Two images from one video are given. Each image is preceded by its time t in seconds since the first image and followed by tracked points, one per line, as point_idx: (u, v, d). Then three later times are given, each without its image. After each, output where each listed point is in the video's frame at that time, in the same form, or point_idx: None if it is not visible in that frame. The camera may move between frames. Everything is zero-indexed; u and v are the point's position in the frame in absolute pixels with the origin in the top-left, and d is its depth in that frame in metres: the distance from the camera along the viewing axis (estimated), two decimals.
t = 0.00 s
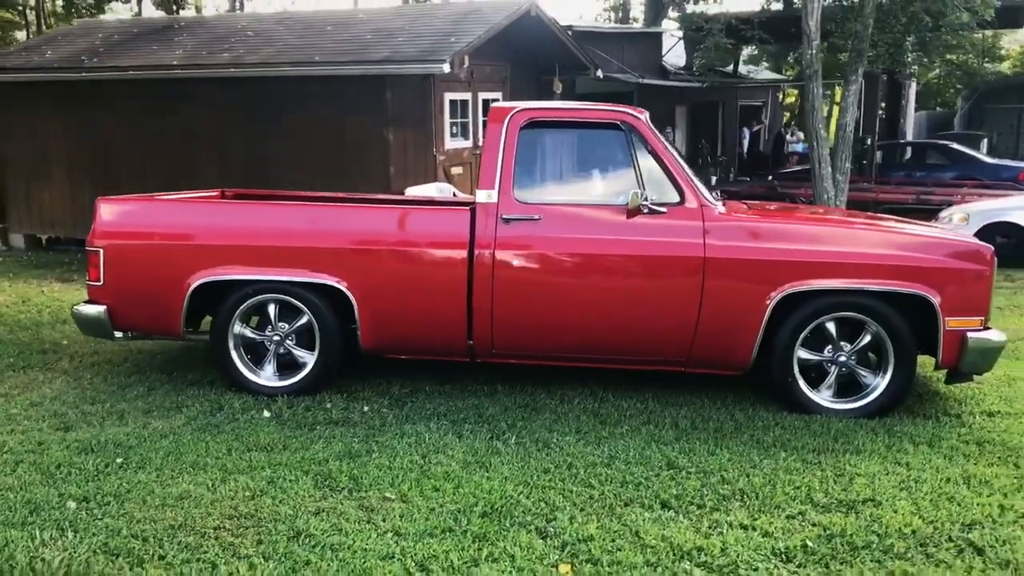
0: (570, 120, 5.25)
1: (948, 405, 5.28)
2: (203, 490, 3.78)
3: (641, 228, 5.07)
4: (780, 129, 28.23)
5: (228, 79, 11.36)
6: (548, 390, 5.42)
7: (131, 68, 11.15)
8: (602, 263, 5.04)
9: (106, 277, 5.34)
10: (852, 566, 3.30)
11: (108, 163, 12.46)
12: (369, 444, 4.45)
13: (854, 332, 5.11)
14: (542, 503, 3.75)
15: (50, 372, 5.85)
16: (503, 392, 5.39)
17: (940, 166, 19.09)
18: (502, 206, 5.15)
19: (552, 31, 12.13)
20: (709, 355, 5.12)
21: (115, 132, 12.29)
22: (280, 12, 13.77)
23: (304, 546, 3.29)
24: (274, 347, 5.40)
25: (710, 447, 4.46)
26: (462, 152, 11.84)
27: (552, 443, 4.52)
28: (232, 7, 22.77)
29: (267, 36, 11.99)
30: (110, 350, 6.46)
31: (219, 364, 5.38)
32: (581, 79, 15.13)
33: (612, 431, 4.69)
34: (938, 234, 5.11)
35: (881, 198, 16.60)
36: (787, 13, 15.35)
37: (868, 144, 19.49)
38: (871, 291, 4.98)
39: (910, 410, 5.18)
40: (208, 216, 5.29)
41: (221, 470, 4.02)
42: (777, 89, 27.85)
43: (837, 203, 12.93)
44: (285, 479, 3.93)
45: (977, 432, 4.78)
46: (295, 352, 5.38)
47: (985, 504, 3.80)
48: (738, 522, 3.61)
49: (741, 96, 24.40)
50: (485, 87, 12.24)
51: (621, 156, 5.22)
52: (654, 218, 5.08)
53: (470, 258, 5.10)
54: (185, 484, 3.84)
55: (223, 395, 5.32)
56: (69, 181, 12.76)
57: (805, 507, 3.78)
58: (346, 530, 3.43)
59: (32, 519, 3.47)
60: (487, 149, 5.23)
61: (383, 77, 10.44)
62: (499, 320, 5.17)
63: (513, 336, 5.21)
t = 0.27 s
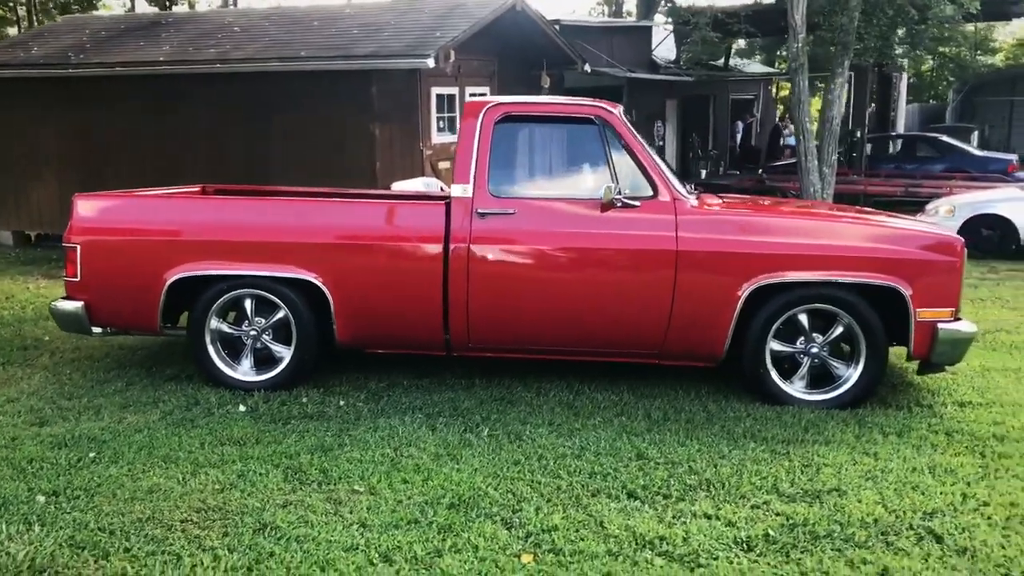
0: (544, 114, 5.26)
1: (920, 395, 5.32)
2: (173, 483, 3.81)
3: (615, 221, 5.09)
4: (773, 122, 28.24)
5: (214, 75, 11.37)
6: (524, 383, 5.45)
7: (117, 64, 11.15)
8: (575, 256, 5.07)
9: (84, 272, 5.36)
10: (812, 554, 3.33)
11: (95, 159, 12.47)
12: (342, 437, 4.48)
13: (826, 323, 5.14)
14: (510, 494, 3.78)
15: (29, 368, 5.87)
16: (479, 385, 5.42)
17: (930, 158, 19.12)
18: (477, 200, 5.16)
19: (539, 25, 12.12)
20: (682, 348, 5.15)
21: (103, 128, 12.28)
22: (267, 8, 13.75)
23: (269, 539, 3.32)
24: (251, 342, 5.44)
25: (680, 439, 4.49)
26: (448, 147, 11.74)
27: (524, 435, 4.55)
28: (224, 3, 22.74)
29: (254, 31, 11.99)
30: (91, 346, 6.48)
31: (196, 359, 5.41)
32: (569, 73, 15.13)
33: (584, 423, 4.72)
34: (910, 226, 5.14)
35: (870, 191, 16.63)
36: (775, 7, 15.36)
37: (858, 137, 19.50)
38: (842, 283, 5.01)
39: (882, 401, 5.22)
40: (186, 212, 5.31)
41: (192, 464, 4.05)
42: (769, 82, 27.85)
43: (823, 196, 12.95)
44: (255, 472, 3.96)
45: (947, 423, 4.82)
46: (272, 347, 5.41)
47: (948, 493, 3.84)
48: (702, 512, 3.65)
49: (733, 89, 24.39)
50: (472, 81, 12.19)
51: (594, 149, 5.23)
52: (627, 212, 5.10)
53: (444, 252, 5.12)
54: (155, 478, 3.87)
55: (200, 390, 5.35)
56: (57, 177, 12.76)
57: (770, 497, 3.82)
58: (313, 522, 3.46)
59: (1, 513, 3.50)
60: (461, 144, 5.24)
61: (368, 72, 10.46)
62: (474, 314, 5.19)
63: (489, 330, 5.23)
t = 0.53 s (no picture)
0: (514, 112, 5.28)
1: (889, 392, 5.35)
2: (134, 478, 3.80)
3: (585, 218, 5.10)
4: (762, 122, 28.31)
5: (197, 72, 11.36)
6: (495, 379, 5.46)
7: (99, 61, 11.13)
8: (546, 253, 5.07)
9: (53, 268, 5.34)
10: (768, 548, 3.35)
11: (79, 156, 12.45)
12: (308, 433, 4.48)
13: (795, 320, 5.16)
14: (471, 489, 3.79)
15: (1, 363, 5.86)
16: (449, 381, 5.43)
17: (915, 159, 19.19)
18: (447, 197, 5.17)
19: (523, 24, 12.13)
20: (651, 344, 5.16)
21: (86, 126, 12.26)
22: (252, 6, 13.72)
23: (226, 533, 3.32)
24: (222, 338, 5.43)
25: (646, 435, 4.50)
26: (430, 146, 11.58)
27: (491, 430, 4.56)
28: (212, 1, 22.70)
29: (237, 29, 11.97)
30: (64, 342, 6.46)
31: (166, 355, 5.40)
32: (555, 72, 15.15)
33: (552, 419, 4.73)
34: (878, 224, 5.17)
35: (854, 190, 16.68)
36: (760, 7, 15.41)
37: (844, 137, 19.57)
38: (810, 279, 5.03)
39: (851, 397, 5.24)
40: (158, 208, 5.31)
41: (155, 459, 4.04)
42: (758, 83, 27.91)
43: (806, 196, 12.99)
44: (217, 467, 3.95)
45: (913, 419, 4.84)
46: (243, 343, 5.41)
47: (907, 489, 3.87)
48: (661, 507, 3.66)
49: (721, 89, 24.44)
50: (455, 79, 12.17)
51: (564, 146, 5.25)
52: (597, 208, 5.11)
53: (414, 248, 5.12)
54: (116, 473, 3.86)
55: (170, 386, 5.35)
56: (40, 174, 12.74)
57: (730, 492, 3.83)
58: (271, 516, 3.46)
59: None
60: (432, 141, 5.24)
61: (350, 70, 10.46)
62: (444, 310, 5.19)
63: (459, 327, 5.23)
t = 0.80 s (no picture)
0: (486, 117, 5.28)
1: (860, 401, 5.34)
2: (91, 481, 3.79)
3: (555, 224, 5.10)
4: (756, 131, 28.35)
5: (184, 75, 11.35)
6: (466, 384, 5.45)
7: (86, 63, 11.13)
8: (517, 259, 5.07)
9: (23, 269, 5.33)
10: (722, 557, 3.34)
11: (66, 158, 12.44)
12: (272, 437, 4.47)
13: (765, 328, 5.16)
14: (430, 495, 3.78)
15: None
16: (420, 386, 5.41)
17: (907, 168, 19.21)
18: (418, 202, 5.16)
19: (511, 30, 12.15)
20: (620, 351, 5.16)
21: (73, 128, 12.26)
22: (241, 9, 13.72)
23: (178, 537, 3.30)
24: (192, 341, 5.42)
25: (611, 442, 4.49)
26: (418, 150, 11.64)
27: (456, 436, 4.54)
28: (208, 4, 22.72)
29: (225, 33, 11.97)
30: (39, 344, 6.44)
31: (136, 357, 5.39)
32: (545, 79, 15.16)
33: (518, 425, 4.72)
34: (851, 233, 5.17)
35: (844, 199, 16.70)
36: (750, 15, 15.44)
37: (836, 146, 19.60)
38: (779, 287, 5.03)
39: (821, 406, 5.23)
40: (131, 211, 5.30)
41: (115, 462, 4.03)
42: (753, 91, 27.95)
43: (793, 204, 13.01)
44: (177, 471, 3.94)
45: (881, 428, 4.84)
46: (213, 346, 5.40)
47: (867, 498, 3.86)
48: (619, 515, 3.65)
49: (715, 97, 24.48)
50: (443, 85, 12.17)
51: (535, 152, 5.23)
52: (567, 214, 5.10)
53: (385, 252, 5.12)
54: (74, 476, 3.85)
55: (139, 389, 5.33)
56: (28, 176, 12.74)
57: (689, 500, 3.82)
58: (225, 521, 3.45)
59: None
60: (403, 146, 5.24)
61: (336, 74, 10.47)
62: (414, 315, 5.19)
63: (429, 332, 5.22)
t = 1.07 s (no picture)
0: (462, 121, 5.28)
1: (837, 405, 5.32)
2: (56, 486, 3.78)
3: (531, 228, 5.09)
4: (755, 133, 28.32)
5: (175, 78, 11.36)
6: (443, 388, 5.44)
7: (77, 66, 11.14)
8: (493, 263, 5.06)
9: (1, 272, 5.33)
10: (682, 562, 3.32)
11: (58, 160, 12.46)
12: (243, 442, 4.46)
13: (741, 332, 5.15)
14: (395, 499, 3.77)
15: None
16: (397, 390, 5.41)
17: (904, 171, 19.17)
18: (394, 206, 5.16)
19: (503, 32, 12.15)
20: (597, 355, 5.14)
21: (66, 130, 12.28)
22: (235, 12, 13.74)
23: (137, 542, 3.29)
24: (168, 345, 5.42)
25: (583, 446, 4.48)
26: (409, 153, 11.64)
27: (428, 440, 4.54)
28: (206, 6, 22.74)
29: (217, 35, 11.98)
30: (21, 347, 6.44)
31: (112, 361, 5.39)
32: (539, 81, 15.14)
33: (492, 430, 4.71)
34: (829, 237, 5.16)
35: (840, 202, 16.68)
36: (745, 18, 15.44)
37: (833, 148, 19.55)
38: (755, 292, 5.01)
39: (798, 410, 5.22)
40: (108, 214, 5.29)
41: (82, 466, 4.02)
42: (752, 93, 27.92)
43: (786, 207, 12.98)
44: (144, 475, 3.94)
45: (856, 433, 4.82)
46: (189, 350, 5.40)
47: (835, 504, 3.85)
48: (584, 520, 3.64)
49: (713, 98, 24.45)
50: (436, 87, 12.17)
51: (512, 156, 5.23)
52: (543, 218, 5.10)
53: (360, 256, 5.11)
54: (40, 480, 3.84)
55: (115, 392, 5.33)
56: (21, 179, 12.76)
57: (656, 505, 3.81)
58: (187, 525, 3.44)
59: None
60: (380, 150, 5.24)
61: (326, 77, 10.47)
62: (390, 319, 5.18)
63: (406, 336, 5.21)
